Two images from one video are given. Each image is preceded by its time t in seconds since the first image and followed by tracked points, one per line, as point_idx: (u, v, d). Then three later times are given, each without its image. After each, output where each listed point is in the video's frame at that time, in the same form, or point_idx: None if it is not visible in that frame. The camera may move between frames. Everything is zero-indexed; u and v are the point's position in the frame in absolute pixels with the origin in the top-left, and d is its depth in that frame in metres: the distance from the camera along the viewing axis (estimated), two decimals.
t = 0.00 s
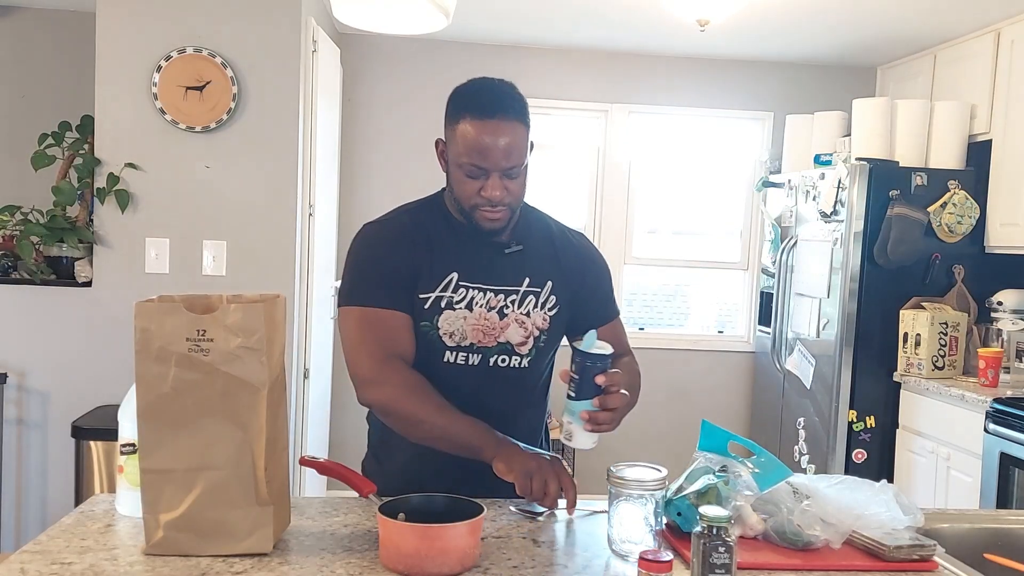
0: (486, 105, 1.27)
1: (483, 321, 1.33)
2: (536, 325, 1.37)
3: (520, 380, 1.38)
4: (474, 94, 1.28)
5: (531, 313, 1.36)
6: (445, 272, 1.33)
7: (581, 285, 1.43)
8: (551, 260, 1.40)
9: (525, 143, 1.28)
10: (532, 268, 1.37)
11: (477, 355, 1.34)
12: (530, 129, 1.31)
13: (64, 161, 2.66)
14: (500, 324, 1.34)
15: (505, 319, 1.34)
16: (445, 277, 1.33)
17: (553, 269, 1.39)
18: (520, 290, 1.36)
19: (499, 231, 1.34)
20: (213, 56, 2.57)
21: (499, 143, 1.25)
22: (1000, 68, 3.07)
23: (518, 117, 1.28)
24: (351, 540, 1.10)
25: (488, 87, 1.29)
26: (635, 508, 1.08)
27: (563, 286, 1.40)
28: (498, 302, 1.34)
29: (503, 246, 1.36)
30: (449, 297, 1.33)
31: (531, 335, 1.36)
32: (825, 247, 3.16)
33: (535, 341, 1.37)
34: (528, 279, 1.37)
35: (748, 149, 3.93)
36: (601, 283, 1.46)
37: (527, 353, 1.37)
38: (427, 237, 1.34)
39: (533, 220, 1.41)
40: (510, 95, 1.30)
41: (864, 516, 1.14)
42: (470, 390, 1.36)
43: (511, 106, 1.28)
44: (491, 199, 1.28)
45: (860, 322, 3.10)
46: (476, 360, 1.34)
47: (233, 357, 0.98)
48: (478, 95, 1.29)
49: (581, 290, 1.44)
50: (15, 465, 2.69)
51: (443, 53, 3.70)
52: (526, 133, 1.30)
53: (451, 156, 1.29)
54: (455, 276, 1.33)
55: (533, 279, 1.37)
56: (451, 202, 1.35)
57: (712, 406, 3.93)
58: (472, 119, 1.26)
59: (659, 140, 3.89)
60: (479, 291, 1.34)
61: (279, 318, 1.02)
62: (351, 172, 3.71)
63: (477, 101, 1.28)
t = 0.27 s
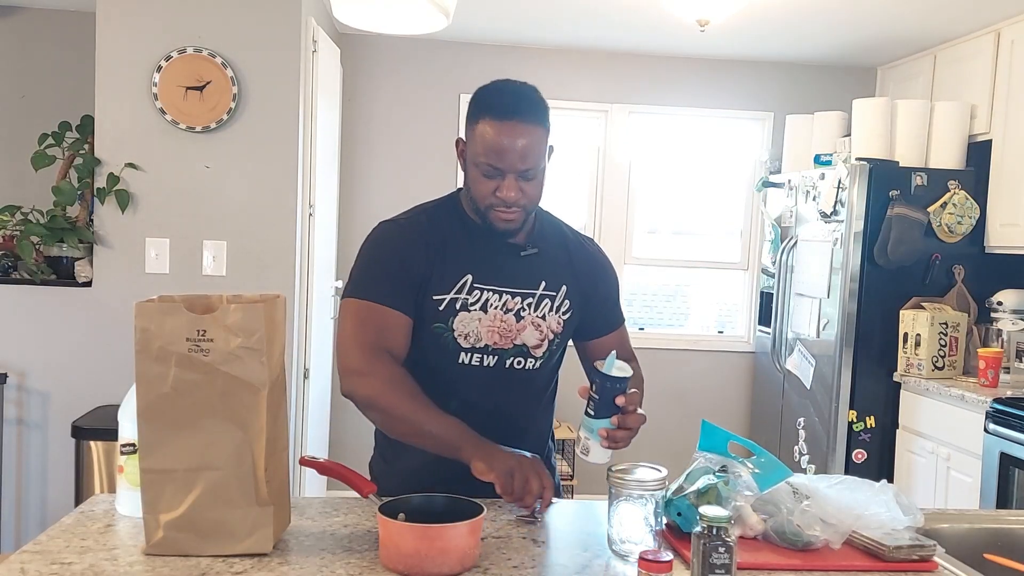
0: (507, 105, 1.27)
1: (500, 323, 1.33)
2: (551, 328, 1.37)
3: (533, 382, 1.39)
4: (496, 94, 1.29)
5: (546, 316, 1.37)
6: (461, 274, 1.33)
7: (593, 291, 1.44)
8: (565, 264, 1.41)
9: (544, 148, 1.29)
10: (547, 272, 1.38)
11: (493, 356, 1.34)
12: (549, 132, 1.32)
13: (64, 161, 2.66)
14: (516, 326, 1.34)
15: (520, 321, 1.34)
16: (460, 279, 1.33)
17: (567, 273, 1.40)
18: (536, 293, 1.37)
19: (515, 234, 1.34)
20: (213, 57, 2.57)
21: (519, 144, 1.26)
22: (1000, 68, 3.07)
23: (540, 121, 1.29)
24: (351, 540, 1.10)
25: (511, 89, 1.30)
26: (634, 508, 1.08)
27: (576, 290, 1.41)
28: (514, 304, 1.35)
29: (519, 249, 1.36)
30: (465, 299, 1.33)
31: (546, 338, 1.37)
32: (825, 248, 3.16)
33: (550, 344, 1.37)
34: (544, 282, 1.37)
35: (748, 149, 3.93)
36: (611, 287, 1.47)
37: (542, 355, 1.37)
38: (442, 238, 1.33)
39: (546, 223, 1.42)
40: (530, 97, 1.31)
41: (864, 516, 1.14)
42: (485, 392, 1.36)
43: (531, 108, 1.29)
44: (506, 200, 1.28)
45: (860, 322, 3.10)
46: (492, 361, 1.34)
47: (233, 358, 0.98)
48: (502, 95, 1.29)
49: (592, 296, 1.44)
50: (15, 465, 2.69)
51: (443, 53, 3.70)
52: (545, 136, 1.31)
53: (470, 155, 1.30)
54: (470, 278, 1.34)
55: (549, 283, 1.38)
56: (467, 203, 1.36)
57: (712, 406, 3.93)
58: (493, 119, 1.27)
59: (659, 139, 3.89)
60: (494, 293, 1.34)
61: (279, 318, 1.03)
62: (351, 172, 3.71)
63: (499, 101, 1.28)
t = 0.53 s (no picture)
0: (520, 106, 1.28)
1: (504, 324, 1.33)
2: (556, 330, 1.38)
3: (538, 383, 1.39)
4: (508, 94, 1.30)
5: (551, 318, 1.37)
6: (465, 274, 1.33)
7: (597, 294, 1.45)
8: (571, 266, 1.41)
9: (556, 149, 1.30)
10: (552, 273, 1.38)
11: (498, 357, 1.34)
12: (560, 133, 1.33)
13: (64, 161, 2.66)
14: (521, 327, 1.34)
15: (525, 322, 1.35)
16: (465, 279, 1.33)
17: (573, 275, 1.41)
18: (542, 294, 1.37)
19: (521, 235, 1.35)
20: (213, 57, 2.57)
21: (531, 145, 1.26)
22: (1000, 67, 3.07)
23: (551, 122, 1.30)
24: (351, 540, 1.10)
25: (523, 90, 1.30)
26: (634, 508, 1.07)
27: (581, 292, 1.42)
28: (519, 305, 1.35)
29: (525, 250, 1.36)
30: (468, 300, 1.33)
31: (551, 339, 1.37)
32: (825, 248, 3.16)
33: (554, 345, 1.38)
34: (549, 283, 1.38)
35: (748, 149, 3.93)
36: (615, 291, 1.47)
37: (546, 356, 1.37)
38: (447, 238, 1.34)
39: (552, 224, 1.42)
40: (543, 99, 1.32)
41: (864, 516, 1.14)
42: (489, 392, 1.36)
43: (545, 110, 1.30)
44: (515, 200, 1.29)
45: (861, 322, 3.10)
46: (496, 362, 1.34)
47: (232, 358, 0.98)
48: (514, 96, 1.30)
49: (597, 298, 1.45)
50: (15, 465, 2.69)
51: (443, 53, 3.70)
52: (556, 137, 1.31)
53: (481, 154, 1.30)
54: (474, 278, 1.34)
55: (554, 284, 1.38)
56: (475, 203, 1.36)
57: (712, 406, 3.93)
58: (506, 119, 1.27)
59: (659, 140, 3.89)
60: (498, 294, 1.34)
61: (279, 318, 1.02)
62: (350, 172, 3.71)
63: (511, 102, 1.29)
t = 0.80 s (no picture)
0: (509, 104, 1.27)
1: (498, 322, 1.33)
2: (551, 328, 1.36)
3: (534, 382, 1.37)
4: (497, 93, 1.29)
5: (546, 317, 1.36)
6: (459, 273, 1.33)
7: (595, 292, 1.43)
8: (568, 264, 1.40)
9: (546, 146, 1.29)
10: (548, 272, 1.38)
11: (492, 355, 1.33)
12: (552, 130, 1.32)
13: (64, 161, 2.66)
14: (515, 325, 1.34)
15: (520, 320, 1.34)
16: (459, 278, 1.33)
17: (570, 273, 1.40)
18: (537, 293, 1.36)
19: (515, 233, 1.34)
20: (213, 57, 2.57)
21: (521, 142, 1.26)
22: (1000, 67, 3.07)
23: (540, 119, 1.29)
24: (351, 540, 1.10)
25: (513, 87, 1.30)
26: (634, 508, 1.07)
27: (578, 291, 1.41)
28: (514, 304, 1.34)
29: (520, 248, 1.36)
30: (462, 298, 1.33)
31: (546, 338, 1.36)
32: (825, 248, 3.16)
33: (550, 344, 1.37)
34: (544, 282, 1.37)
35: (748, 149, 3.93)
36: (614, 289, 1.46)
37: (542, 355, 1.36)
38: (441, 238, 1.34)
39: (550, 223, 1.41)
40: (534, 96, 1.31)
41: (864, 516, 1.14)
42: (485, 392, 1.35)
43: (535, 107, 1.29)
44: (506, 198, 1.28)
45: (861, 322, 3.10)
46: (491, 360, 1.34)
47: (232, 357, 0.98)
48: (503, 93, 1.29)
49: (595, 297, 1.44)
50: (14, 465, 2.69)
51: (443, 53, 3.70)
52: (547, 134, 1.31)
53: (471, 153, 1.30)
54: (468, 278, 1.33)
55: (549, 283, 1.37)
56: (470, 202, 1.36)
57: (712, 406, 3.93)
58: (496, 117, 1.27)
59: (659, 140, 3.89)
60: (492, 293, 1.34)
61: (279, 318, 1.02)
62: (350, 172, 3.71)
63: (500, 100, 1.28)
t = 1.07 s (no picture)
0: (491, 102, 1.30)
1: (484, 320, 1.33)
2: (539, 325, 1.36)
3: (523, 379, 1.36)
4: (479, 90, 1.31)
5: (534, 313, 1.35)
6: (444, 272, 1.33)
7: (587, 287, 1.41)
8: (556, 260, 1.39)
9: (526, 143, 1.31)
10: (535, 268, 1.37)
11: (479, 353, 1.33)
12: (534, 129, 1.34)
13: (64, 161, 2.66)
14: (502, 323, 1.33)
15: (507, 318, 1.34)
16: (445, 277, 1.33)
17: (558, 269, 1.39)
18: (524, 290, 1.36)
19: (501, 230, 1.34)
20: (213, 57, 2.57)
21: (503, 137, 1.28)
22: (1000, 67, 3.07)
23: (521, 116, 1.31)
24: (351, 540, 1.10)
25: (492, 85, 1.31)
26: (634, 507, 1.07)
27: (568, 286, 1.39)
28: (500, 301, 1.34)
29: (506, 245, 1.36)
30: (448, 297, 1.33)
31: (534, 334, 1.35)
32: (825, 247, 3.16)
33: (539, 340, 1.36)
34: (532, 278, 1.36)
35: (748, 149, 3.93)
36: (608, 283, 1.44)
37: (530, 352, 1.36)
38: (427, 238, 1.34)
39: (539, 219, 1.40)
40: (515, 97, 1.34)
41: (864, 516, 1.14)
42: (473, 390, 1.35)
43: (516, 106, 1.32)
44: (488, 195, 1.29)
45: (861, 322, 3.10)
46: (478, 358, 1.33)
47: (232, 357, 0.98)
48: (484, 91, 1.31)
49: (587, 292, 1.42)
50: (14, 465, 2.69)
51: (443, 53, 3.70)
52: (528, 133, 1.33)
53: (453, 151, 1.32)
54: (454, 276, 1.33)
55: (537, 279, 1.37)
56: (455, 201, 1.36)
57: (712, 406, 3.93)
58: (477, 114, 1.29)
59: (659, 139, 3.89)
60: (478, 291, 1.34)
61: (279, 317, 1.03)
62: (350, 172, 3.71)
63: (481, 98, 1.30)
